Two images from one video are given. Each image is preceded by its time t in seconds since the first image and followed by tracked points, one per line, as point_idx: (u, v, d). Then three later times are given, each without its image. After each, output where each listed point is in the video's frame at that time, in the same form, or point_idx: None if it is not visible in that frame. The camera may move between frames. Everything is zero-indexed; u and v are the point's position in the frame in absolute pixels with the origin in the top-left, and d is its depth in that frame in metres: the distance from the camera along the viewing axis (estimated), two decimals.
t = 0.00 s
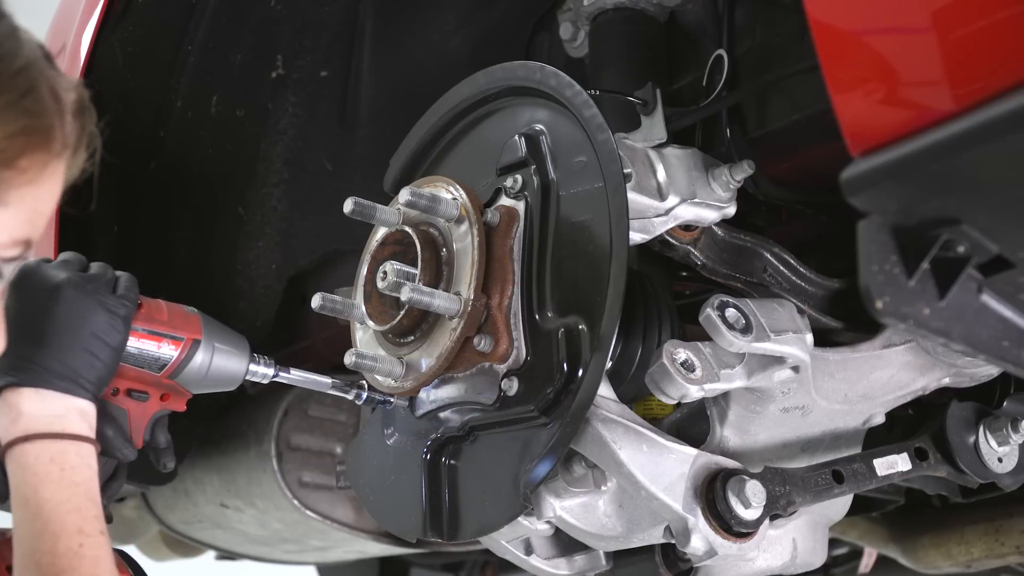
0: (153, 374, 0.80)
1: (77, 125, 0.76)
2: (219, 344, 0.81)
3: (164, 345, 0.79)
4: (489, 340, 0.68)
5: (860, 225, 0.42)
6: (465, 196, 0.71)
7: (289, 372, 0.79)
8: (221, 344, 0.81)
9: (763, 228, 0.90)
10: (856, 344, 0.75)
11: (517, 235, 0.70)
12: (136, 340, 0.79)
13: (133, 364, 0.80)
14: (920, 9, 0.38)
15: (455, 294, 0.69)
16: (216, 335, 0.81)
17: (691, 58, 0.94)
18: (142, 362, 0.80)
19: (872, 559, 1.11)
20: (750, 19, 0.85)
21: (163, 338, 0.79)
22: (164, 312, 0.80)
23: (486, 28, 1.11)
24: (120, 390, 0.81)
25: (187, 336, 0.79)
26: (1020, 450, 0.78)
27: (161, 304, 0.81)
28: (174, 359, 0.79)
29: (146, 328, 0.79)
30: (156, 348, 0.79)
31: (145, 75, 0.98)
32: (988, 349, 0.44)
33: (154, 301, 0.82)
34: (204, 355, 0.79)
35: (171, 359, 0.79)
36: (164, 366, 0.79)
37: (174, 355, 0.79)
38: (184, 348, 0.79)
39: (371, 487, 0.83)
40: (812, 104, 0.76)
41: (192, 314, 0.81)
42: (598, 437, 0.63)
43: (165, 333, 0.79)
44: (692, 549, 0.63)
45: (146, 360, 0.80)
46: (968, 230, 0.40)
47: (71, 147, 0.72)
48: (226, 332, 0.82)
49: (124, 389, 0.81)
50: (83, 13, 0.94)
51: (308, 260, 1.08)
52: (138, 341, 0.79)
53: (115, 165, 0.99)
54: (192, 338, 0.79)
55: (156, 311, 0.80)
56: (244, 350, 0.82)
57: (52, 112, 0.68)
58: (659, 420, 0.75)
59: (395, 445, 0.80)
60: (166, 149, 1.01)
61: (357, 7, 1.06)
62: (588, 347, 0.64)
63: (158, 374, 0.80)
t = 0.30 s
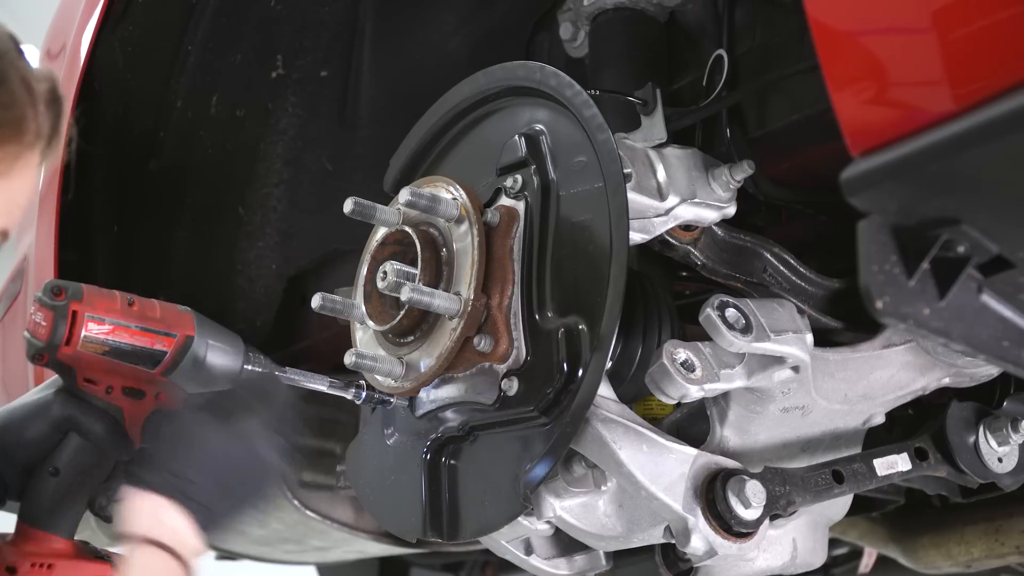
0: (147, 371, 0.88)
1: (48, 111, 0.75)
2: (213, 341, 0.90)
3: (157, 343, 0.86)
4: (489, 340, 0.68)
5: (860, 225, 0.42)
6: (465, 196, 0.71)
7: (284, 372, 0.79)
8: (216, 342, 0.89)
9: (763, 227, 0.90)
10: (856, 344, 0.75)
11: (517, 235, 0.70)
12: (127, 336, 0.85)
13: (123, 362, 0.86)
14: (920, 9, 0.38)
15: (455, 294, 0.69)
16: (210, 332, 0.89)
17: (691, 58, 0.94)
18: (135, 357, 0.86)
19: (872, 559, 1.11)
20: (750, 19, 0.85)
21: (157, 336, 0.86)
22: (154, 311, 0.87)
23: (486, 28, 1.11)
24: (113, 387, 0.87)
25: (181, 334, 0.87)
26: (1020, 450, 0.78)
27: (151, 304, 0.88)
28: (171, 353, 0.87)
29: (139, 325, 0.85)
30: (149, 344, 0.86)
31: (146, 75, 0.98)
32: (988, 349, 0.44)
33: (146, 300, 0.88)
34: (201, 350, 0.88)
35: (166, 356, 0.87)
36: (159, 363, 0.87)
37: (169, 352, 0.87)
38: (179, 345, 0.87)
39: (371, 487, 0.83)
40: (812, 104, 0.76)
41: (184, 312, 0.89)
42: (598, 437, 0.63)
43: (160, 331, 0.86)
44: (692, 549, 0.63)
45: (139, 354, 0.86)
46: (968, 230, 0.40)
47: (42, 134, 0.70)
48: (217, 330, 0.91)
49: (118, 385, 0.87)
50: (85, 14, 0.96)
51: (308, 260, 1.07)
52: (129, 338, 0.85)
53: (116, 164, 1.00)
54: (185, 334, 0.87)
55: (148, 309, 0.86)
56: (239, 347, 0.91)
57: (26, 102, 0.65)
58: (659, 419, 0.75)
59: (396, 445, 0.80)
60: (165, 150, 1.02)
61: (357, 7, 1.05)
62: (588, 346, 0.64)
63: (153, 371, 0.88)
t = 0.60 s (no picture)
0: (140, 360, 0.80)
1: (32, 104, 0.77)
2: (205, 331, 0.82)
3: (150, 332, 0.79)
4: (489, 340, 0.68)
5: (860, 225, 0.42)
6: (465, 196, 0.71)
7: (279, 364, 0.81)
8: (209, 333, 0.82)
9: (763, 227, 0.90)
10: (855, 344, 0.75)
11: (517, 236, 0.70)
12: (119, 326, 0.77)
13: (116, 351, 0.78)
14: (920, 9, 0.38)
15: (455, 294, 0.69)
16: (202, 323, 0.82)
17: (691, 58, 0.94)
18: (127, 349, 0.78)
19: (872, 559, 1.12)
20: (750, 19, 0.85)
21: (150, 324, 0.78)
22: (149, 300, 0.80)
23: (486, 28, 1.11)
24: (107, 377, 0.79)
25: (174, 323, 0.80)
26: (1020, 450, 0.78)
27: (144, 292, 0.81)
28: (162, 345, 0.79)
29: (131, 314, 0.78)
30: (142, 335, 0.78)
31: (146, 75, 0.97)
32: (988, 348, 0.44)
33: (136, 288, 0.81)
34: (191, 343, 0.81)
35: (158, 345, 0.79)
36: (151, 353, 0.79)
37: (161, 343, 0.79)
38: (171, 334, 0.80)
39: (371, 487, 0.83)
40: (812, 104, 0.76)
41: (178, 302, 0.82)
42: (598, 437, 0.63)
43: (152, 320, 0.79)
44: (692, 549, 0.63)
45: (130, 345, 0.78)
46: (968, 230, 0.40)
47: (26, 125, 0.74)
48: (212, 321, 0.84)
49: (112, 376, 0.79)
50: (85, 14, 0.95)
51: (308, 260, 1.08)
52: (121, 327, 0.77)
53: (118, 162, 0.98)
54: (178, 324, 0.80)
55: (141, 298, 0.79)
56: (233, 339, 0.84)
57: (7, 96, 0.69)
58: (659, 419, 0.75)
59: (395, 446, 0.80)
60: (164, 149, 1.00)
61: (357, 7, 1.06)
62: (588, 346, 0.63)
63: (146, 361, 0.80)
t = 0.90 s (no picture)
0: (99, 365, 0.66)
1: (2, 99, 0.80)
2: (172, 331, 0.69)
3: (115, 338, 0.65)
4: (489, 340, 0.68)
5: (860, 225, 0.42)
6: (465, 196, 0.71)
7: (252, 363, 0.76)
8: (176, 334, 0.69)
9: (763, 227, 0.90)
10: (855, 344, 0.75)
11: (517, 236, 0.70)
12: (84, 332, 0.65)
13: (81, 358, 0.65)
14: (920, 9, 0.38)
15: (455, 294, 0.69)
16: (169, 322, 0.69)
17: (691, 58, 0.94)
18: (90, 354, 0.65)
19: (872, 559, 1.12)
20: (750, 19, 0.85)
21: (115, 329, 0.65)
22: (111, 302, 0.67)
23: (486, 28, 1.11)
24: (73, 384, 0.67)
25: (140, 326, 0.67)
26: (1020, 450, 0.78)
27: (110, 295, 0.68)
28: (127, 351, 0.66)
29: (94, 319, 0.65)
30: (107, 340, 0.65)
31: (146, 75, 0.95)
32: (988, 349, 0.44)
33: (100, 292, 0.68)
34: (158, 345, 0.68)
35: (124, 350, 0.66)
36: (115, 358, 0.66)
37: (126, 348, 0.66)
38: (138, 339, 0.66)
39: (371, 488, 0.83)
40: (812, 104, 0.76)
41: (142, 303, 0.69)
42: (599, 437, 0.63)
43: (116, 323, 0.66)
44: (692, 549, 0.63)
45: (94, 352, 0.65)
46: (968, 230, 0.40)
47: None
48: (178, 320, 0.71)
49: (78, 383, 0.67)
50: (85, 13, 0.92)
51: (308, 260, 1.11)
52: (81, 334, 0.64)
53: (118, 162, 0.95)
54: (143, 327, 0.67)
55: (109, 303, 0.67)
56: (197, 337, 0.71)
57: None
58: (659, 420, 0.75)
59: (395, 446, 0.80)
60: (164, 149, 0.98)
61: (357, 7, 1.06)
62: (588, 346, 0.63)
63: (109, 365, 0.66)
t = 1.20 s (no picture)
0: (37, 416, 0.67)
1: None
2: (103, 371, 0.68)
3: (37, 385, 0.66)
4: (489, 340, 0.68)
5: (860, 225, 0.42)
6: (465, 196, 0.71)
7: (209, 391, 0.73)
8: (107, 373, 0.68)
9: (763, 228, 0.90)
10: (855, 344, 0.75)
11: (517, 236, 0.70)
12: (6, 386, 0.65)
13: (10, 415, 0.67)
14: (920, 9, 0.38)
15: (455, 294, 0.69)
16: (99, 362, 0.68)
17: (691, 58, 0.94)
18: (21, 406, 0.66)
19: (873, 559, 1.11)
20: (749, 19, 0.85)
21: (35, 376, 0.66)
22: (35, 349, 0.67)
23: (487, 27, 1.11)
24: (12, 442, 0.70)
25: (63, 370, 0.66)
26: (1020, 450, 0.78)
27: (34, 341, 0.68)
28: (56, 397, 0.66)
29: (13, 372, 0.66)
30: (29, 389, 0.65)
31: (145, 75, 0.94)
32: (988, 349, 0.44)
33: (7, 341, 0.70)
34: (91, 390, 0.67)
35: (53, 396, 0.66)
36: (46, 405, 0.66)
37: (55, 395, 0.66)
38: (64, 382, 0.66)
39: (371, 488, 0.83)
40: (812, 104, 0.76)
41: (69, 345, 0.69)
42: (598, 437, 0.63)
43: (36, 372, 0.66)
44: (692, 549, 0.63)
45: (24, 405, 0.66)
46: (968, 230, 0.40)
47: None
48: (112, 358, 0.70)
49: (16, 439, 0.70)
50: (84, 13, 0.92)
51: (307, 261, 1.12)
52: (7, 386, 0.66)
53: (117, 163, 0.94)
54: (68, 370, 0.66)
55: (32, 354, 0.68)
56: (137, 375, 0.70)
57: None
58: (659, 419, 0.75)
59: (395, 445, 0.80)
60: (164, 149, 0.98)
61: (357, 7, 1.06)
62: (588, 346, 0.64)
63: (40, 415, 0.67)
